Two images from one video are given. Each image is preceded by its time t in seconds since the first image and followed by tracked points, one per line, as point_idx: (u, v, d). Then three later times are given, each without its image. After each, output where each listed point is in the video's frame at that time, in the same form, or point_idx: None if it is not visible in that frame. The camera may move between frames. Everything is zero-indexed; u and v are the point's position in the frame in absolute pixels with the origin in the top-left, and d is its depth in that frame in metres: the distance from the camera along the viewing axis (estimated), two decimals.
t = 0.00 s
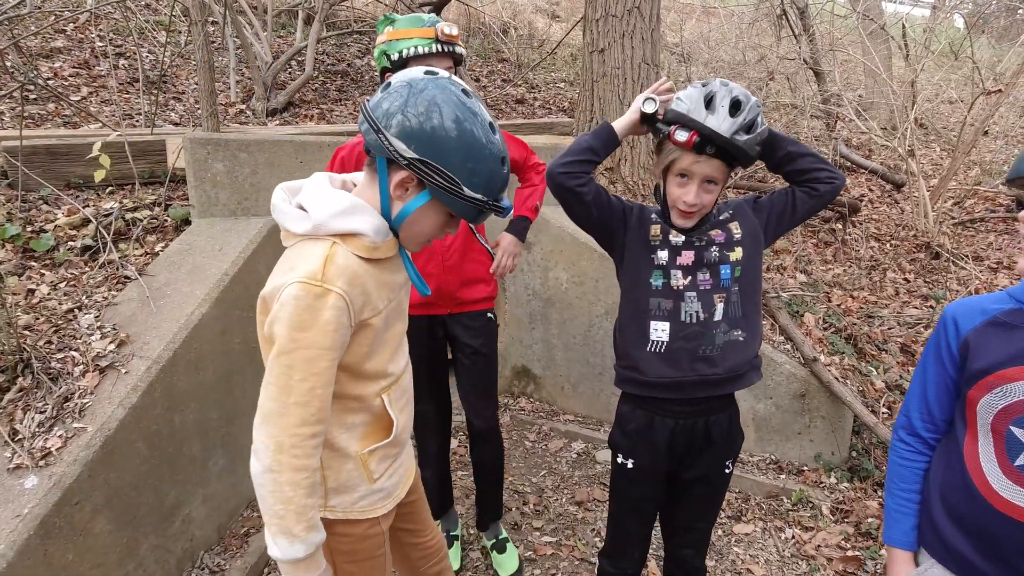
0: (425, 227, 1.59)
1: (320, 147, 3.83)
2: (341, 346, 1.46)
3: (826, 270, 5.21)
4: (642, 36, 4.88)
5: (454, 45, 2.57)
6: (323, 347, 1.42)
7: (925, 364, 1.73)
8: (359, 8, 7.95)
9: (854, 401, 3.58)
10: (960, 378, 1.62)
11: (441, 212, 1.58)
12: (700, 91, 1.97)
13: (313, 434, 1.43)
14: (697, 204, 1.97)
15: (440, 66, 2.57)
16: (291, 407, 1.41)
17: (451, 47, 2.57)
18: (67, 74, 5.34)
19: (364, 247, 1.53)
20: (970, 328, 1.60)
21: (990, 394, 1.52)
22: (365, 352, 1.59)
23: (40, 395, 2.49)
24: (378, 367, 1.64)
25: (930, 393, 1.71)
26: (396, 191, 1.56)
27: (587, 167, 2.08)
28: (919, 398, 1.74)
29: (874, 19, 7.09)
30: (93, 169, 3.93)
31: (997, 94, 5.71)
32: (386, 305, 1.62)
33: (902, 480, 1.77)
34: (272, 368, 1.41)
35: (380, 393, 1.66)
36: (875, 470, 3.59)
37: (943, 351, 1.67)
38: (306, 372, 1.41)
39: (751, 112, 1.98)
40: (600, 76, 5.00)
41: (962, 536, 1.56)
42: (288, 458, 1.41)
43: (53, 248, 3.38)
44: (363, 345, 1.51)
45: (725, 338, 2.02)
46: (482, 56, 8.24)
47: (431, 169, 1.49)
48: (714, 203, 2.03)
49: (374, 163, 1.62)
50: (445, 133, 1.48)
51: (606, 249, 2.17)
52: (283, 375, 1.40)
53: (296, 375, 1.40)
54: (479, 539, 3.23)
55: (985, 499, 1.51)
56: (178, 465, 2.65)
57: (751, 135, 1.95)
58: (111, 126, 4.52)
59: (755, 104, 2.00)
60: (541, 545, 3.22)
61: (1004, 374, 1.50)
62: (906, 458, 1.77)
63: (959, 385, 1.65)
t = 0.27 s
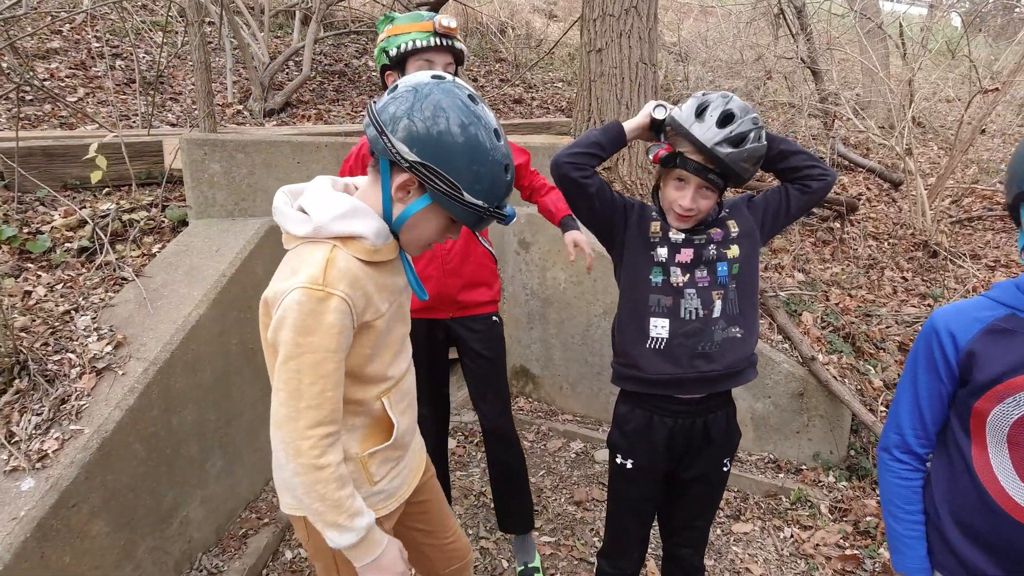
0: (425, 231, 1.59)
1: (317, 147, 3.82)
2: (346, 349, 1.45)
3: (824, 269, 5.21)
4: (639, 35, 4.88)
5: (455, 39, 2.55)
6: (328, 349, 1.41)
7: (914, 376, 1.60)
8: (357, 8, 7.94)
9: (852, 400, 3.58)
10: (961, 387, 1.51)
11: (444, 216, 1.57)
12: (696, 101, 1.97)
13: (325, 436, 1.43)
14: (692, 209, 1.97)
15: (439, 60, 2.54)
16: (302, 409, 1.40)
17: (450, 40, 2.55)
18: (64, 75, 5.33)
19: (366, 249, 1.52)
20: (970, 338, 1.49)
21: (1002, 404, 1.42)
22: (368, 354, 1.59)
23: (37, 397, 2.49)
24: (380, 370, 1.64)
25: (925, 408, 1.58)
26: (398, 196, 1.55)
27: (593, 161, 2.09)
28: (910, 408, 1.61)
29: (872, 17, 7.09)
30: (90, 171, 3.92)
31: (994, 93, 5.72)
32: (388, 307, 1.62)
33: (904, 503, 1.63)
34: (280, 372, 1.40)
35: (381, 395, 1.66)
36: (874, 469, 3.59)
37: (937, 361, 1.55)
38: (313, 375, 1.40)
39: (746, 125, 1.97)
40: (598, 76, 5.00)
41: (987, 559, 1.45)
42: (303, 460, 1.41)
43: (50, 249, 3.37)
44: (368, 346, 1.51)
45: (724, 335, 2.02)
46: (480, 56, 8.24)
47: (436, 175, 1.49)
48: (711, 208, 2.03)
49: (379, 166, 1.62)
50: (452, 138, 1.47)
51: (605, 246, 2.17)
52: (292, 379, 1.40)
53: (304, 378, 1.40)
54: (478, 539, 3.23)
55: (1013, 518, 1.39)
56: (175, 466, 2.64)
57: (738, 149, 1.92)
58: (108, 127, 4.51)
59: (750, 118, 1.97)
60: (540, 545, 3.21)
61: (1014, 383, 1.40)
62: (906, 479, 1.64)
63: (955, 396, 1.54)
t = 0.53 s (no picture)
0: (424, 193, 1.56)
1: (316, 154, 3.82)
2: (351, 346, 1.46)
3: (825, 267, 5.19)
4: (636, 37, 4.88)
5: (462, 31, 2.49)
6: (334, 346, 1.43)
7: (921, 385, 1.51)
8: (354, 15, 7.97)
9: (856, 399, 3.57)
10: (971, 394, 1.45)
11: (444, 176, 1.54)
12: (691, 97, 1.98)
13: (323, 424, 1.44)
14: (695, 205, 1.97)
15: (449, 57, 2.50)
16: (303, 399, 1.42)
17: (455, 32, 2.48)
18: (64, 86, 5.36)
19: (382, 254, 1.53)
20: (980, 343, 1.43)
21: (1021, 408, 1.38)
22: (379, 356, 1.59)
23: (40, 408, 2.49)
24: (391, 371, 1.63)
25: (934, 419, 1.49)
26: (409, 186, 1.60)
27: (592, 162, 2.08)
28: (918, 420, 1.52)
29: (869, 15, 7.09)
30: (91, 181, 3.94)
31: (993, 88, 5.72)
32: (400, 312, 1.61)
33: (918, 520, 1.53)
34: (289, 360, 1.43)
35: (391, 396, 1.65)
36: (879, 468, 3.58)
37: (947, 368, 1.46)
38: (317, 368, 1.42)
39: (743, 119, 1.96)
40: (596, 78, 5.00)
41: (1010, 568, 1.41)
42: (299, 446, 1.43)
43: (51, 260, 3.38)
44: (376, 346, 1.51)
45: (719, 344, 2.02)
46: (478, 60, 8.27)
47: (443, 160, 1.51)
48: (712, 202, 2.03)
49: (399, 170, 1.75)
50: (446, 102, 1.52)
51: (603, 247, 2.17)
52: (298, 367, 1.42)
53: (308, 370, 1.42)
54: (483, 543, 3.22)
55: None
56: (178, 475, 2.64)
57: (737, 145, 1.93)
58: (108, 137, 4.53)
59: (747, 114, 1.97)
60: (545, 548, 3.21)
61: None
62: (918, 495, 1.53)
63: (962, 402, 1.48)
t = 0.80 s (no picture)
0: (402, 172, 1.69)
1: (322, 172, 3.87)
2: (330, 330, 1.56)
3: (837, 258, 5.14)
4: (634, 38, 4.89)
5: (511, 39, 2.31)
6: (312, 326, 1.55)
7: (931, 378, 1.48)
8: (354, 32, 8.08)
9: (875, 390, 3.53)
10: (982, 383, 1.44)
11: (414, 147, 1.67)
12: (676, 98, 2.01)
13: (305, 401, 1.56)
14: (699, 199, 1.97)
15: (498, 67, 2.31)
16: (290, 372, 1.56)
17: (503, 40, 2.30)
18: (75, 119, 5.49)
19: (367, 243, 1.62)
20: (989, 330, 1.42)
21: None
22: (371, 349, 1.66)
23: (64, 437, 2.55)
24: (384, 366, 1.67)
25: (948, 412, 1.47)
26: (396, 168, 1.74)
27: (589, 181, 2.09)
28: (931, 413, 1.49)
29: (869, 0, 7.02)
30: (105, 211, 4.03)
31: (1000, 67, 5.64)
32: (390, 306, 1.66)
33: (938, 518, 1.50)
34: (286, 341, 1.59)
35: (386, 392, 1.68)
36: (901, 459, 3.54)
37: (957, 359, 1.44)
38: (301, 347, 1.55)
39: (731, 111, 1.97)
40: (596, 81, 5.01)
41: None
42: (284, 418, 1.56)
43: (69, 290, 3.46)
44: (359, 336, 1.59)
45: (721, 350, 2.00)
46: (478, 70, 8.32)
47: (413, 128, 1.63)
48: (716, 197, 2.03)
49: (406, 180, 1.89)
50: (409, 83, 1.70)
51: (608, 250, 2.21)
52: (289, 345, 1.57)
53: (294, 347, 1.56)
54: (504, 551, 3.22)
55: None
56: (201, 497, 2.69)
57: (728, 135, 1.93)
58: (119, 167, 4.63)
59: (733, 102, 1.98)
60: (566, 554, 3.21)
61: None
62: (938, 491, 1.50)
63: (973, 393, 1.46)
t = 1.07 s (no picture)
0: (343, 179, 1.73)
1: (316, 177, 3.87)
2: (279, 341, 1.60)
3: (830, 260, 5.17)
4: (626, 43, 4.92)
5: (554, 43, 2.32)
6: (258, 338, 1.59)
7: (906, 378, 1.59)
8: (348, 37, 8.09)
9: (867, 392, 3.55)
10: (951, 382, 1.55)
11: (351, 155, 1.71)
12: (671, 101, 2.04)
13: (258, 416, 1.59)
14: (692, 199, 1.98)
15: (538, 71, 2.32)
16: (250, 390, 1.61)
17: (545, 42, 2.32)
18: (67, 125, 5.47)
19: (308, 251, 1.65)
20: (954, 331, 1.53)
21: (995, 393, 1.49)
22: (322, 359, 1.68)
23: (56, 445, 2.53)
24: (337, 376, 1.69)
25: (921, 410, 1.57)
26: (334, 176, 1.78)
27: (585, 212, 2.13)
28: (906, 413, 1.59)
29: (859, 5, 7.08)
30: (97, 218, 4.01)
31: (988, 71, 5.70)
32: (337, 314, 1.68)
33: (917, 512, 1.58)
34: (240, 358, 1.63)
35: (338, 405, 1.67)
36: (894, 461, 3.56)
37: (927, 359, 1.55)
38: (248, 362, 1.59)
39: (723, 110, 1.97)
40: (589, 85, 5.03)
41: (1001, 551, 1.49)
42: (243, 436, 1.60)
43: (61, 297, 3.44)
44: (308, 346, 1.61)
45: (703, 372, 1.98)
46: (472, 74, 8.35)
47: (347, 134, 1.68)
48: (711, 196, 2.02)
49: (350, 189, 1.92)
50: (335, 92, 1.74)
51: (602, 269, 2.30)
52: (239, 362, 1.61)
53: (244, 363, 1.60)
54: (499, 557, 3.22)
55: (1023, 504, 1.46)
56: (194, 505, 2.67)
57: (721, 133, 1.93)
58: (112, 173, 4.62)
59: (728, 104, 1.99)
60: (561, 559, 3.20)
61: (1005, 370, 1.48)
62: (915, 486, 1.59)
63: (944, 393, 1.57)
